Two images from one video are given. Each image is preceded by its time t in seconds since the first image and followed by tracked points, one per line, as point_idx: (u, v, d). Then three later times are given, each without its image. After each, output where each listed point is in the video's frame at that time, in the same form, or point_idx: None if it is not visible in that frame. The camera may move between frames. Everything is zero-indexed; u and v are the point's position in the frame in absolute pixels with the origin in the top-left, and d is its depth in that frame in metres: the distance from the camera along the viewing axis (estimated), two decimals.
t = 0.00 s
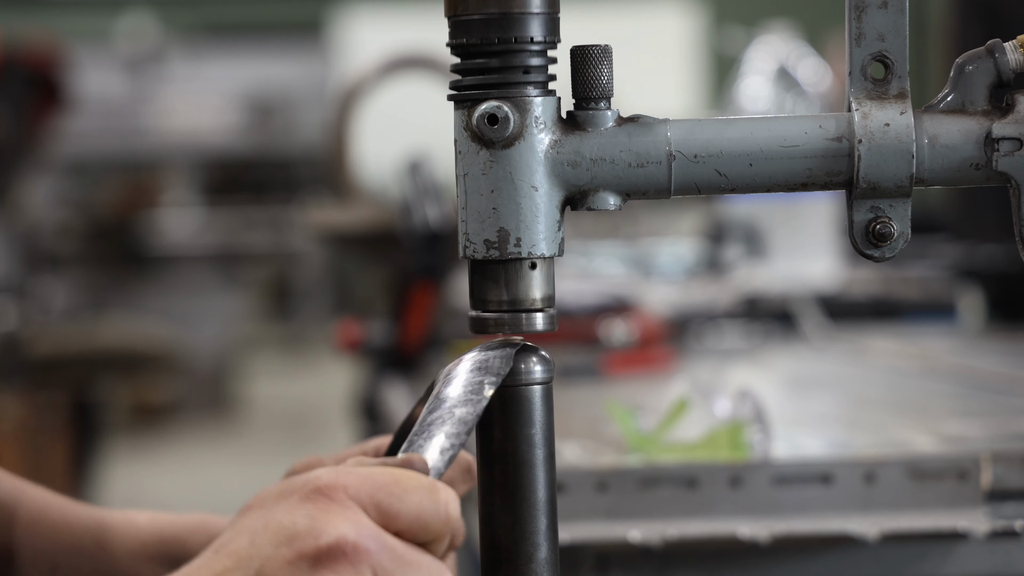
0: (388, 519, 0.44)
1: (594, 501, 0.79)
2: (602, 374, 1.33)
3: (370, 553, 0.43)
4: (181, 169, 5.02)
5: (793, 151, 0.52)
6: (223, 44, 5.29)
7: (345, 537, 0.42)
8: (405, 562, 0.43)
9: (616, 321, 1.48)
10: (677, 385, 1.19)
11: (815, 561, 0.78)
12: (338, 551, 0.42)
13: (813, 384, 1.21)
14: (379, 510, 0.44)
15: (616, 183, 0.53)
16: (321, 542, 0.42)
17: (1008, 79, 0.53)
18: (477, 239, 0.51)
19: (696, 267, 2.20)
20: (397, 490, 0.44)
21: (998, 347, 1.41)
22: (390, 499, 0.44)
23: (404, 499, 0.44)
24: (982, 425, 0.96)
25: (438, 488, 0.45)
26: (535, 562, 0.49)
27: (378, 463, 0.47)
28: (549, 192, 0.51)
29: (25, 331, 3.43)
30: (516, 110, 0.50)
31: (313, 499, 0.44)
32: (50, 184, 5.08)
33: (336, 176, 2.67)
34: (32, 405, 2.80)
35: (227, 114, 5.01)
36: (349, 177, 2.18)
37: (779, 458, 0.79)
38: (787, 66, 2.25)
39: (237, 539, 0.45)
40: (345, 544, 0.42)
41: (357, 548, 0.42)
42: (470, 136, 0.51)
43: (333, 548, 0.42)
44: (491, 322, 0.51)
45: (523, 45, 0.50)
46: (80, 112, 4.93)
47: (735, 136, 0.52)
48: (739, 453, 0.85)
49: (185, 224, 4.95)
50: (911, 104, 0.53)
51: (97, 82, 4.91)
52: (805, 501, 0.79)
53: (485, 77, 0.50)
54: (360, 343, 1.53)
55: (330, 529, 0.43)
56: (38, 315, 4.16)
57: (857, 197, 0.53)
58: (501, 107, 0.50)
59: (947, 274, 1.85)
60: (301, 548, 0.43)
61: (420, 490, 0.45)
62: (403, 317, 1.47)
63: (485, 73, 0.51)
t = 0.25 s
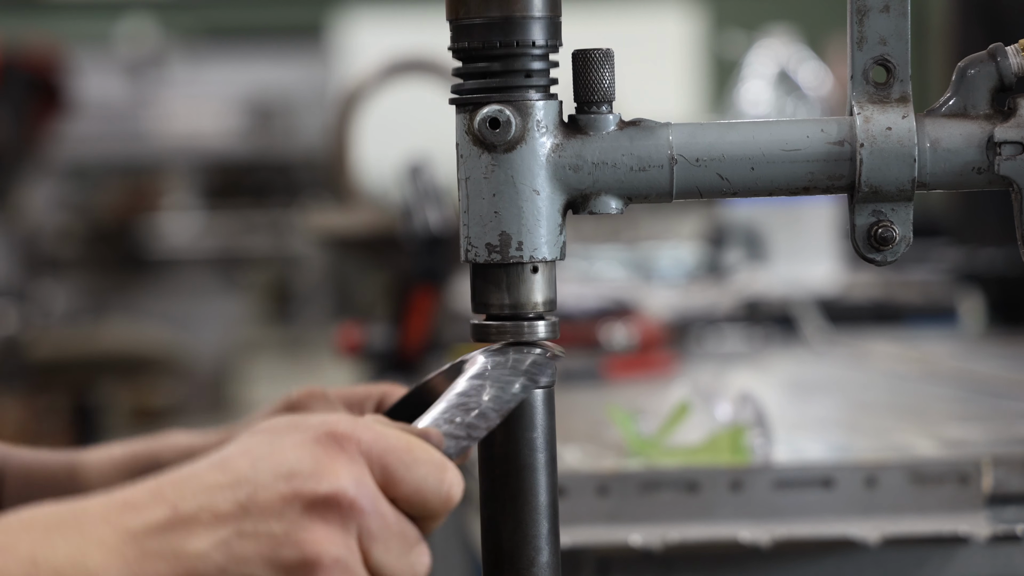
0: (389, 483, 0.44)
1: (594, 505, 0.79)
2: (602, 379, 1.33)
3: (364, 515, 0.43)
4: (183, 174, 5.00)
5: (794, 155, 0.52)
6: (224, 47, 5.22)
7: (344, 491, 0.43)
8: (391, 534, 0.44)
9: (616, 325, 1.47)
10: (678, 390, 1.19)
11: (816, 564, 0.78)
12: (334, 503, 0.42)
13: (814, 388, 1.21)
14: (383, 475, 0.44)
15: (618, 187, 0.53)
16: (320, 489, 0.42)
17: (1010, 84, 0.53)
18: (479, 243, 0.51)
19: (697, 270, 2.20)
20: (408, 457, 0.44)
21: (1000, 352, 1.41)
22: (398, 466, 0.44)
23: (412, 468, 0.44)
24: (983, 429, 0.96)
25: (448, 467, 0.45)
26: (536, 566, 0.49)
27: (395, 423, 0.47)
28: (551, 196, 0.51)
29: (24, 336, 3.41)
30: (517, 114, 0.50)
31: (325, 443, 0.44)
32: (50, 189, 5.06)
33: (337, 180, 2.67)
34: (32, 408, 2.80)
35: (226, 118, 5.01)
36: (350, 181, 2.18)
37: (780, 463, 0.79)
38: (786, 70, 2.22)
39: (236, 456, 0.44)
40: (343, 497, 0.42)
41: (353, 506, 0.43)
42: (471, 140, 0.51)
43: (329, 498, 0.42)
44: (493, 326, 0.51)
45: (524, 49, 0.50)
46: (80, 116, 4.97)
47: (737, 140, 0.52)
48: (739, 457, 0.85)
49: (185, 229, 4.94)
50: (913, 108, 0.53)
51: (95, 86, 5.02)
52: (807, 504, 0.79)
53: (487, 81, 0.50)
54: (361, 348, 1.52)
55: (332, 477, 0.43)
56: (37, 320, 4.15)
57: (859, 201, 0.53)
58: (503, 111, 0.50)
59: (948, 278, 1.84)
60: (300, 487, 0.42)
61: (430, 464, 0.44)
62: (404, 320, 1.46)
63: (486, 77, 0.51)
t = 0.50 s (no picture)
0: (390, 458, 0.41)
1: (593, 507, 0.79)
2: (601, 381, 1.33)
3: (365, 487, 0.39)
4: (181, 175, 5.03)
5: (794, 157, 0.52)
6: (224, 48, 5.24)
7: (350, 460, 0.39)
8: (386, 510, 0.40)
9: (615, 326, 1.47)
10: (677, 391, 1.19)
11: (814, 565, 0.77)
12: (338, 471, 0.38)
13: (813, 389, 1.21)
14: (386, 451, 0.41)
15: (617, 189, 0.53)
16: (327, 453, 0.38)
17: (1009, 86, 0.53)
18: (478, 245, 0.51)
19: (696, 272, 2.20)
20: (414, 434, 0.41)
21: (998, 354, 1.41)
22: (403, 443, 0.41)
23: (415, 448, 0.41)
24: (983, 431, 0.96)
25: (450, 450, 0.41)
26: (535, 567, 0.49)
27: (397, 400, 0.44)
28: (550, 197, 0.51)
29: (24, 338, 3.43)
30: (517, 115, 0.50)
31: (334, 410, 0.40)
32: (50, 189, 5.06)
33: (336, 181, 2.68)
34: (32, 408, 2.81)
35: (226, 118, 5.04)
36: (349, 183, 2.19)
37: (779, 464, 0.79)
38: (786, 71, 2.22)
39: (242, 407, 0.40)
40: (348, 466, 0.39)
41: (356, 475, 0.39)
42: (471, 142, 0.51)
43: (334, 466, 0.38)
44: (493, 328, 0.51)
45: (524, 51, 0.50)
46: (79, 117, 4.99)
47: (737, 142, 0.52)
48: (739, 458, 0.85)
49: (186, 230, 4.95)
50: (913, 109, 0.53)
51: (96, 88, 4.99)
52: (806, 506, 0.79)
53: (486, 83, 0.51)
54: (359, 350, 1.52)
55: (339, 444, 0.39)
56: (37, 322, 4.16)
57: (858, 203, 0.53)
58: (502, 113, 0.50)
59: (948, 279, 1.84)
60: (307, 450, 0.38)
61: (434, 444, 0.41)
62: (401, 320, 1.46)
63: (486, 79, 0.51)
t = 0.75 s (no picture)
0: (376, 543, 0.41)
1: (593, 507, 0.79)
2: (601, 381, 1.33)
3: None
4: (182, 175, 5.01)
5: (794, 157, 0.52)
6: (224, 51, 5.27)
7: (335, 566, 0.39)
8: None
9: (615, 327, 1.47)
10: (676, 392, 1.19)
11: (813, 565, 0.77)
12: None
13: (813, 389, 1.21)
14: (369, 537, 0.41)
15: (617, 190, 0.53)
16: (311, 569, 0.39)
17: (1009, 86, 0.53)
18: (478, 245, 0.51)
19: (696, 273, 2.21)
20: (383, 511, 0.42)
21: (997, 353, 1.41)
22: (378, 522, 0.41)
23: (390, 521, 0.41)
24: (982, 431, 0.96)
25: (425, 507, 0.42)
26: (535, 568, 0.49)
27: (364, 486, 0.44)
28: (550, 198, 0.51)
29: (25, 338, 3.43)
30: (517, 116, 0.50)
31: (301, 530, 0.41)
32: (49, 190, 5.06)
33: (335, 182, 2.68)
34: (30, 409, 2.80)
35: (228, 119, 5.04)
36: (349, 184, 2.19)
37: (779, 464, 0.79)
38: (785, 72, 2.22)
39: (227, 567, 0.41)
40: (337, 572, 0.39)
41: None
42: (471, 142, 0.50)
43: None
44: (493, 329, 0.51)
45: (524, 51, 0.50)
46: (78, 117, 4.98)
47: (737, 142, 0.52)
48: (738, 459, 0.85)
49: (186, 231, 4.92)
50: (913, 110, 0.53)
51: (95, 86, 5.04)
52: (805, 507, 0.79)
53: (487, 83, 0.50)
54: (359, 349, 1.52)
55: (319, 556, 0.40)
56: (37, 322, 4.15)
57: (858, 204, 0.53)
58: (502, 113, 0.50)
59: (947, 280, 1.84)
60: None
61: (407, 509, 0.42)
62: (402, 321, 1.46)
63: (486, 79, 0.51)
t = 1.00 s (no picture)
0: (382, 503, 0.44)
1: (593, 510, 0.79)
2: (602, 383, 1.33)
3: (357, 537, 0.43)
4: (182, 177, 5.00)
5: (794, 160, 0.52)
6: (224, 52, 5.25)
7: (338, 516, 0.42)
8: (380, 554, 0.44)
9: (616, 329, 1.47)
10: (678, 395, 1.19)
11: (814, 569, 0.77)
12: (329, 527, 0.42)
13: (814, 392, 1.21)
14: (374, 500, 0.44)
15: (618, 193, 0.53)
16: (316, 510, 0.42)
17: (1011, 89, 0.53)
18: (480, 249, 0.51)
19: (696, 274, 2.21)
20: (401, 479, 0.44)
21: (999, 356, 1.41)
22: (393, 487, 0.44)
23: (405, 491, 0.44)
24: (984, 434, 0.96)
25: (441, 488, 0.45)
26: (537, 570, 0.49)
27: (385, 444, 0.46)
28: (551, 201, 0.51)
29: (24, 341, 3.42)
30: (518, 119, 0.50)
31: (316, 467, 0.43)
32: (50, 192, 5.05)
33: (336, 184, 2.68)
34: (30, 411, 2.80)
35: (229, 119, 5.04)
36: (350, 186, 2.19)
37: (780, 467, 0.79)
38: (786, 74, 2.24)
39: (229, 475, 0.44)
40: (338, 521, 0.42)
41: (346, 529, 0.42)
42: (472, 145, 0.50)
43: (323, 522, 0.42)
44: (494, 333, 0.51)
45: (525, 54, 0.50)
46: (78, 119, 4.97)
47: (738, 145, 0.52)
48: (739, 462, 0.85)
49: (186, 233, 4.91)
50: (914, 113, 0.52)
51: (95, 88, 5.03)
52: (806, 510, 0.79)
53: (488, 86, 0.50)
54: (359, 353, 1.51)
55: (327, 501, 0.42)
56: (36, 325, 4.14)
57: (859, 207, 0.53)
58: (503, 116, 0.50)
59: (948, 282, 1.84)
60: (295, 510, 0.42)
61: (423, 485, 0.44)
62: (402, 325, 1.46)
63: (487, 82, 0.51)
